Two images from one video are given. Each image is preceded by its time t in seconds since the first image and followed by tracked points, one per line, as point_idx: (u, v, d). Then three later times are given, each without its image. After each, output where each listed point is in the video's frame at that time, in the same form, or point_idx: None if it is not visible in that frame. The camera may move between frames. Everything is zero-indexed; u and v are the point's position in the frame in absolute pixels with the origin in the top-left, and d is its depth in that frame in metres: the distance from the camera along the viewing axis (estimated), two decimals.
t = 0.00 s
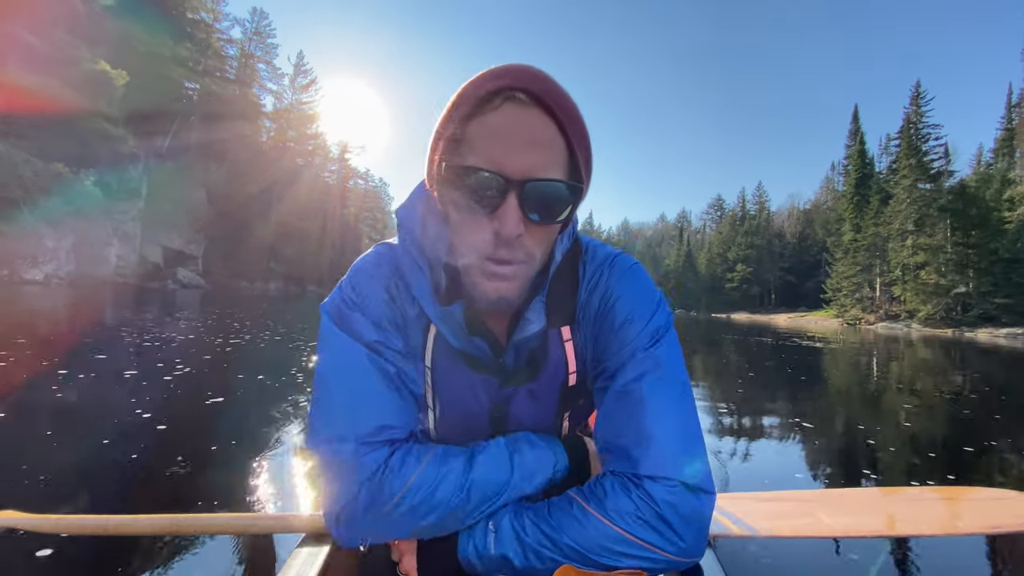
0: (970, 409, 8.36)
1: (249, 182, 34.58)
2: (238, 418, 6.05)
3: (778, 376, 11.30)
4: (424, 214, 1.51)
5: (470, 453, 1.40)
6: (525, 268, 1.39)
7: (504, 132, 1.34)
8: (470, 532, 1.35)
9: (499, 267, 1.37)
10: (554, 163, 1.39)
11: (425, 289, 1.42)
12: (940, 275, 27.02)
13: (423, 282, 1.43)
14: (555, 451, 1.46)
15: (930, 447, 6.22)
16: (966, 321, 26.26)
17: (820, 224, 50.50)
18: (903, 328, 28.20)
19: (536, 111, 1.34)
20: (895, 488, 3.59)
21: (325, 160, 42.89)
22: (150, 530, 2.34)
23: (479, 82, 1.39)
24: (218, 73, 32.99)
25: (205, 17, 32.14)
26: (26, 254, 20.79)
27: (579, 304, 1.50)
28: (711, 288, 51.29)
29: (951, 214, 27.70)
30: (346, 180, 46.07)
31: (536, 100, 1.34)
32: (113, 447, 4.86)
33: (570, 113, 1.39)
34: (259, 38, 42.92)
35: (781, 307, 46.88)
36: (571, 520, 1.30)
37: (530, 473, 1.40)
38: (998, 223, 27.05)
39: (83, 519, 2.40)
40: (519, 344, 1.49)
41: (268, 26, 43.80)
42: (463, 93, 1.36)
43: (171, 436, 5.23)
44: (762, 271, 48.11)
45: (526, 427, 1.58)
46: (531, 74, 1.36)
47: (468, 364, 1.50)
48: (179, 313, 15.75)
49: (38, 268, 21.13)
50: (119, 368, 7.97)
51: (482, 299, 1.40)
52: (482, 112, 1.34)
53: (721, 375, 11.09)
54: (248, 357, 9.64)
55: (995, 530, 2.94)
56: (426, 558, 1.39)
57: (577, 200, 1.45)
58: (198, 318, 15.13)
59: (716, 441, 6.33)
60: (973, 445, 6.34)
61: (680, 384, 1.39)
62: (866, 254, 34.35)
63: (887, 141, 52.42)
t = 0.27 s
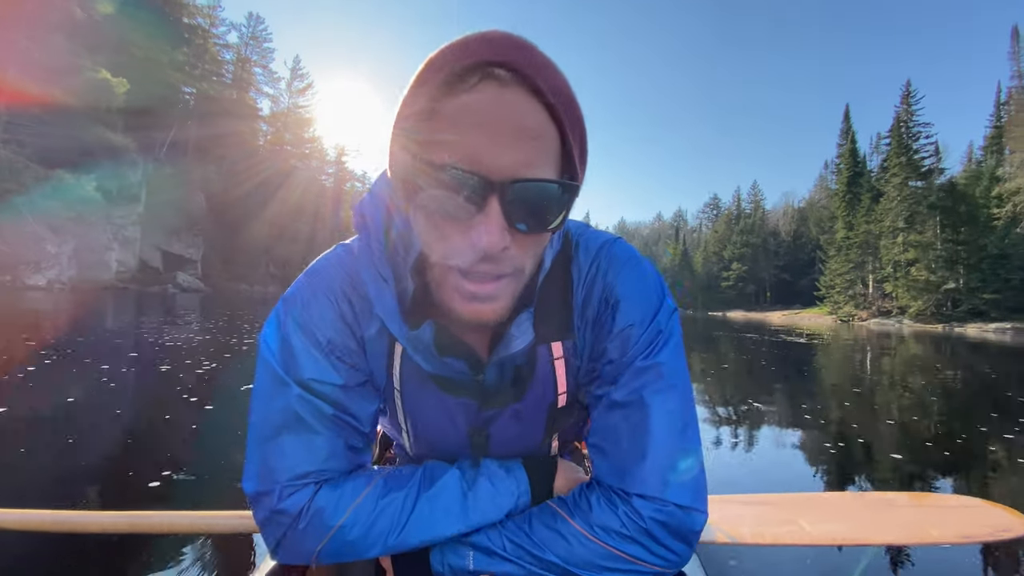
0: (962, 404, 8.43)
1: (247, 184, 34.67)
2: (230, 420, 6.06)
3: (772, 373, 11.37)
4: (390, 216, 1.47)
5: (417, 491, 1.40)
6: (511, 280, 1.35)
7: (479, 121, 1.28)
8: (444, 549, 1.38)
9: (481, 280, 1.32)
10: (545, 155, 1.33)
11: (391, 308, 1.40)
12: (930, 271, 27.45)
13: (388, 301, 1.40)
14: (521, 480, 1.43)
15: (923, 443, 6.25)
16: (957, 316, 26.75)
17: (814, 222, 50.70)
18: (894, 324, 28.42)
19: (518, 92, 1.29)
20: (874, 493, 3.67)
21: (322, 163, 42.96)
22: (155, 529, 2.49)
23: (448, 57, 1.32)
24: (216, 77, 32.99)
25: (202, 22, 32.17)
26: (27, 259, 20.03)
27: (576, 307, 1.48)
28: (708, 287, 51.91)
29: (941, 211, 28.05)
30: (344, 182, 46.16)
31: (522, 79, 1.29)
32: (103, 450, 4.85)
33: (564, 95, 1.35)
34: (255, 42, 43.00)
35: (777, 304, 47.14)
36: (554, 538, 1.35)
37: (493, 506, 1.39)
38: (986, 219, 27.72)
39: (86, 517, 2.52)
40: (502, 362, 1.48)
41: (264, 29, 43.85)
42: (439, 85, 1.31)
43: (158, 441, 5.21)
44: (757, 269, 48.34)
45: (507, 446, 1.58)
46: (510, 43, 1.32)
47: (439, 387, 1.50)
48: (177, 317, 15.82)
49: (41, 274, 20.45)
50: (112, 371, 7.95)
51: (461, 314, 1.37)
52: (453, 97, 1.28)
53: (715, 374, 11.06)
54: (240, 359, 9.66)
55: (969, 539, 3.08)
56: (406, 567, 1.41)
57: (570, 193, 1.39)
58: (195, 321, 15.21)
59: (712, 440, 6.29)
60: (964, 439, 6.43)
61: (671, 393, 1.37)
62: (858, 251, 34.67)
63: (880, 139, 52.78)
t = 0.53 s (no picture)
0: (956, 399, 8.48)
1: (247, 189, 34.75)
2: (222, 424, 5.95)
3: (771, 369, 11.44)
4: (386, 216, 1.47)
5: (407, 500, 1.41)
6: (524, 280, 1.33)
7: (485, 98, 1.23)
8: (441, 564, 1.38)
9: (486, 279, 1.29)
10: (564, 138, 1.31)
11: (394, 313, 1.41)
12: (923, 267, 27.98)
13: (390, 306, 1.41)
14: (520, 487, 1.44)
15: (921, 436, 6.28)
16: (949, 311, 27.20)
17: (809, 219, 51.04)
18: (888, 320, 28.88)
19: (532, 62, 1.27)
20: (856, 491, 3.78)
21: (319, 166, 43.08)
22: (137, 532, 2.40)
23: (455, 26, 1.30)
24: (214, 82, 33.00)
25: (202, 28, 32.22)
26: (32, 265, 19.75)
27: (594, 305, 1.48)
28: (705, 285, 52.27)
29: (932, 208, 28.79)
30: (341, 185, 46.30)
31: (547, 51, 1.29)
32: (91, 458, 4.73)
33: (584, 69, 1.36)
34: (252, 48, 43.21)
35: (773, 302, 47.39)
36: (552, 550, 1.36)
37: (485, 517, 1.39)
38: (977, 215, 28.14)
39: (62, 521, 2.42)
40: (509, 365, 1.47)
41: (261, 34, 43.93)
42: (449, 52, 1.28)
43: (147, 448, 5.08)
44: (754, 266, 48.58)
45: (513, 451, 1.58)
46: (533, 18, 1.31)
47: (441, 397, 1.50)
48: (176, 321, 15.88)
49: (46, 280, 20.09)
50: (109, 375, 7.95)
51: (468, 318, 1.36)
52: (459, 68, 1.26)
53: (716, 371, 11.14)
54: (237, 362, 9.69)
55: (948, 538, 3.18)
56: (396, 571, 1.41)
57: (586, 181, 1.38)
58: (194, 325, 15.28)
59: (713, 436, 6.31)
60: (962, 432, 6.47)
61: (679, 396, 1.37)
62: (852, 248, 35.06)
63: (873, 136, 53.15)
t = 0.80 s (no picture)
0: (951, 394, 8.50)
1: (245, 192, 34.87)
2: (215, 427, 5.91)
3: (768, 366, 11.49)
4: (378, 216, 1.48)
5: (397, 506, 1.42)
6: (523, 289, 1.34)
7: (486, 92, 1.24)
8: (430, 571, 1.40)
9: (485, 281, 1.30)
10: (569, 134, 1.32)
11: (389, 318, 1.43)
12: (916, 264, 28.39)
13: (384, 311, 1.43)
14: (510, 492, 1.46)
15: (915, 430, 6.32)
16: (942, 308, 27.52)
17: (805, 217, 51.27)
18: (883, 317, 29.11)
19: (538, 50, 1.28)
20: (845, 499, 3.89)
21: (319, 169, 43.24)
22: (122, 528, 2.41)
23: (457, 11, 1.30)
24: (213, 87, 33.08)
25: (202, 33, 32.29)
26: (37, 270, 19.66)
27: (596, 310, 1.50)
28: (702, 283, 52.36)
29: (924, 206, 28.78)
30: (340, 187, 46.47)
31: (558, 48, 1.29)
32: (81, 463, 4.67)
33: (590, 59, 1.37)
34: (251, 52, 43.28)
35: (771, 300, 47.61)
36: (544, 560, 1.38)
37: (477, 524, 1.41)
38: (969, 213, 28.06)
39: (50, 514, 2.44)
40: (507, 370, 1.49)
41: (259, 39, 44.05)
42: (451, 41, 1.28)
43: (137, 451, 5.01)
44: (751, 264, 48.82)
45: (509, 454, 1.58)
46: (545, 12, 1.31)
47: (435, 403, 1.51)
48: (178, 324, 15.97)
49: (51, 285, 20.00)
50: (106, 379, 7.94)
51: (463, 322, 1.37)
52: (459, 56, 1.26)
53: (715, 368, 11.18)
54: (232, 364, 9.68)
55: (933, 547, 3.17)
56: None
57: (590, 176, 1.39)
58: (195, 327, 15.36)
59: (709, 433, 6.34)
60: (955, 425, 6.53)
61: (679, 404, 1.38)
62: (848, 246, 35.23)
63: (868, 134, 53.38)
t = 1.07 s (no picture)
0: (946, 390, 8.53)
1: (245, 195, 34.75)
2: (214, 429, 5.85)
3: (766, 364, 11.52)
4: (385, 207, 1.51)
5: (396, 499, 1.43)
6: (526, 269, 1.36)
7: (491, 85, 1.27)
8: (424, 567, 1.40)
9: (489, 271, 1.33)
10: (569, 126, 1.35)
11: (394, 307, 1.44)
12: (909, 262, 28.43)
13: (391, 302, 1.44)
14: (508, 488, 1.48)
15: (910, 428, 6.32)
16: (935, 305, 27.64)
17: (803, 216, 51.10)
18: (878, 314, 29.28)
19: (542, 44, 1.31)
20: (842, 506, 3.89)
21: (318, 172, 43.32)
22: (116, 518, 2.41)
23: (466, 6, 1.33)
24: (214, 90, 33.17)
25: (202, 37, 32.40)
26: (44, 274, 19.78)
27: (595, 307, 1.51)
28: (700, 283, 52.41)
29: (918, 205, 28.83)
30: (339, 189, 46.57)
31: (561, 44, 1.32)
32: (78, 464, 4.64)
33: (592, 54, 1.40)
34: (251, 55, 43.39)
35: (768, 298, 47.70)
36: (540, 556, 1.38)
37: (474, 518, 1.42)
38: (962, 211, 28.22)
39: (50, 504, 2.47)
40: (507, 368, 1.49)
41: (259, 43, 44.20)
42: (459, 35, 1.31)
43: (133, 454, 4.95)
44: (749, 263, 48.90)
45: (505, 452, 1.60)
46: (551, 11, 1.34)
47: (437, 396, 1.52)
48: (179, 326, 16.04)
49: (58, 288, 20.01)
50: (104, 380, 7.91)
51: (466, 310, 1.39)
52: (466, 49, 1.30)
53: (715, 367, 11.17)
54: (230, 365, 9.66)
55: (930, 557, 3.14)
56: None
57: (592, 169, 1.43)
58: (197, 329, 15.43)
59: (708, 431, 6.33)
60: (950, 423, 6.54)
61: (677, 400, 1.40)
62: (843, 244, 35.30)
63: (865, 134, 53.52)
